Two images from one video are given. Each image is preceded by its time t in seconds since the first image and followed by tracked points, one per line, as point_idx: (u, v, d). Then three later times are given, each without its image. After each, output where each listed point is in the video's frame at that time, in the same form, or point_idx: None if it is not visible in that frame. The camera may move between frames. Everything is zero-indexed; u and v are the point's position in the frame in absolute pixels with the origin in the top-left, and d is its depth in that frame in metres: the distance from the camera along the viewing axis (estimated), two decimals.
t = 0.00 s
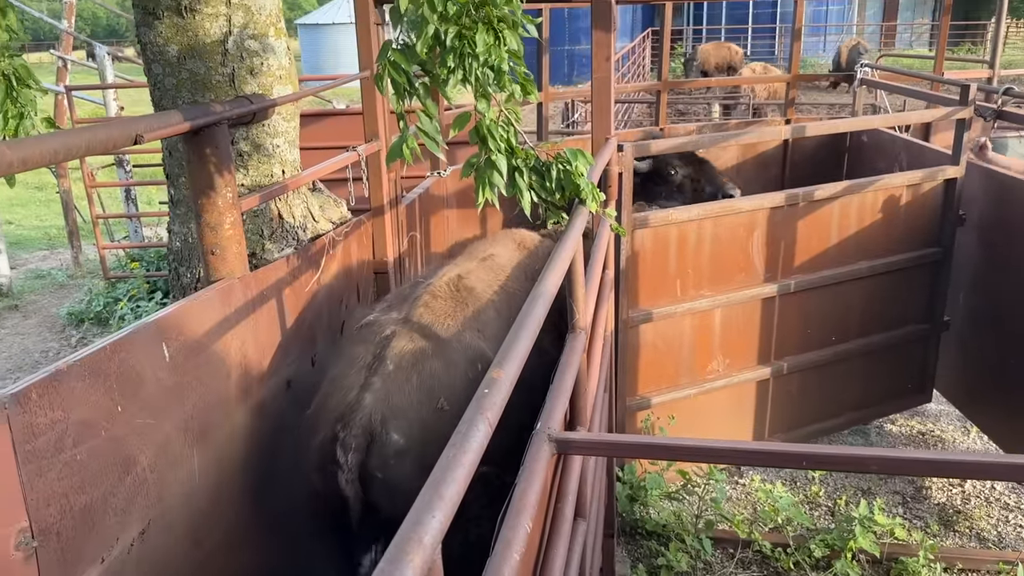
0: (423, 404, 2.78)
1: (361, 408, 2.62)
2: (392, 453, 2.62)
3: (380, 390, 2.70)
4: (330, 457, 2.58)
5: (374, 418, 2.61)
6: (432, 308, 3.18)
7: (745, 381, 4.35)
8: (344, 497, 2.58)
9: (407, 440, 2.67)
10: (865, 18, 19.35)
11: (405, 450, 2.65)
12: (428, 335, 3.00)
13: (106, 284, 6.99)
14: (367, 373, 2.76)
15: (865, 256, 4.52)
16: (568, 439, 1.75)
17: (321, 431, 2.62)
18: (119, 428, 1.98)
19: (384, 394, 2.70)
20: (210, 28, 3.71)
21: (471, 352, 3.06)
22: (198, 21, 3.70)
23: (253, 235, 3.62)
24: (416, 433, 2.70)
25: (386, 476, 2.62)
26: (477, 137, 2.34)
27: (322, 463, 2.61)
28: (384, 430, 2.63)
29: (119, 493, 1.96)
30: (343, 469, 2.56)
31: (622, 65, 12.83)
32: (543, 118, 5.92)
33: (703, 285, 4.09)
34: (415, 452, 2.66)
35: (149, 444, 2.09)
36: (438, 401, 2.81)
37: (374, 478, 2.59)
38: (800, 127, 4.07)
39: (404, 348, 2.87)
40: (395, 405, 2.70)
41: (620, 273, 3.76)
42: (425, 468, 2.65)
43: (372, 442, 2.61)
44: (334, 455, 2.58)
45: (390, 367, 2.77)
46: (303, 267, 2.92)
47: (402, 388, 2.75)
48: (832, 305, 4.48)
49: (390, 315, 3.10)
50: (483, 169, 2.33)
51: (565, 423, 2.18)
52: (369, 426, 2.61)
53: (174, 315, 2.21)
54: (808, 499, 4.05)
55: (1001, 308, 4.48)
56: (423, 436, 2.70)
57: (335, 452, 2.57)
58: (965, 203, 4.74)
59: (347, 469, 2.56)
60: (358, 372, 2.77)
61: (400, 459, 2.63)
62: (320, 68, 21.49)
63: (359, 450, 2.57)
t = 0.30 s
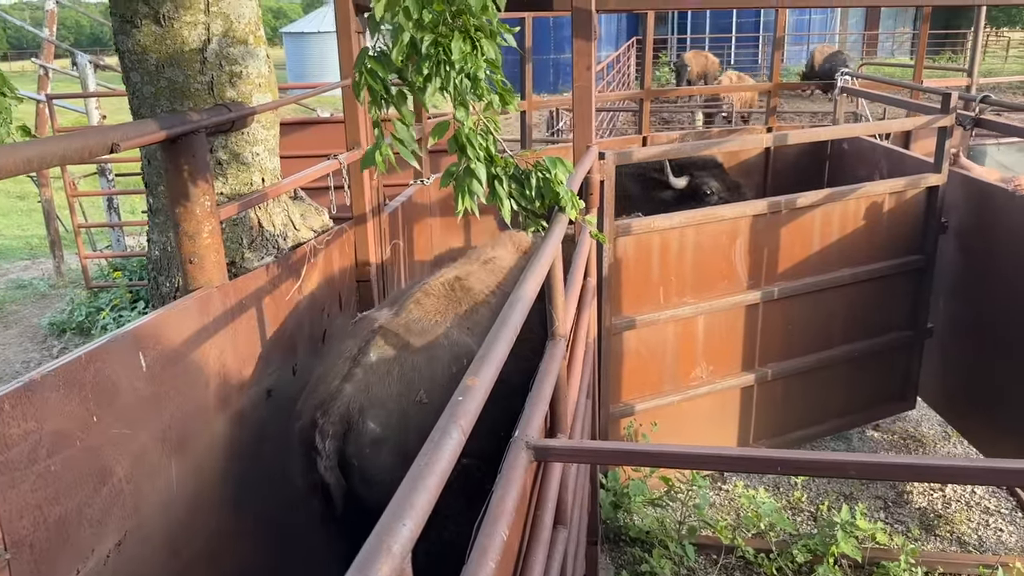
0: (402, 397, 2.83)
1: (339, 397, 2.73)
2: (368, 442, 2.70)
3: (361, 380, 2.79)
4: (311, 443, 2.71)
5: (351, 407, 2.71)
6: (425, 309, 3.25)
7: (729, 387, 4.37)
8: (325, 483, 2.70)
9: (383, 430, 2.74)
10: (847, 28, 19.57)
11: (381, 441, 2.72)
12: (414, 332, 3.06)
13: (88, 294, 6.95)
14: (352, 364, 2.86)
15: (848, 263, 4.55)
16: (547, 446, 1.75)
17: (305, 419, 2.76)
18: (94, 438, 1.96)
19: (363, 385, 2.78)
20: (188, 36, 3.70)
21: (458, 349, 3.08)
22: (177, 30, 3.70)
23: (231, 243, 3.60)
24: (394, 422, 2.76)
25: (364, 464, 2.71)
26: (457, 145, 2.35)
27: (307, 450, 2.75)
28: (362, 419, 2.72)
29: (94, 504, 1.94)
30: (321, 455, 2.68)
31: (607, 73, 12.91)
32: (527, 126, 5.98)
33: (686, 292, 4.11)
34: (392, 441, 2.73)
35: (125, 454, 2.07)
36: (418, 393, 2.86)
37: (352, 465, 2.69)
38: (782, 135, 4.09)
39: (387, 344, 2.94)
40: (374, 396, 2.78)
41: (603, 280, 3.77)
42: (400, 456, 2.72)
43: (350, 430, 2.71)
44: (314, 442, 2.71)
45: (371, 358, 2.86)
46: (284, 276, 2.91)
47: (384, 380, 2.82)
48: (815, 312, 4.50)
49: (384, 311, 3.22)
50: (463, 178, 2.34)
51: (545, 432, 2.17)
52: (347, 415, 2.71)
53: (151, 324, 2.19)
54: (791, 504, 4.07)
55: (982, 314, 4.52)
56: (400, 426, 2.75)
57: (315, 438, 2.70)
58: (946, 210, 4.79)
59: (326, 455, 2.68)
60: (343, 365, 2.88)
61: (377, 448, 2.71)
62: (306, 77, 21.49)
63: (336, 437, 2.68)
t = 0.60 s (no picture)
0: (399, 368, 2.86)
1: (340, 365, 2.76)
2: (369, 407, 2.73)
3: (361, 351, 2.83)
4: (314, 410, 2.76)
5: (353, 373, 2.74)
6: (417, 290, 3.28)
7: (709, 395, 4.38)
8: (324, 449, 2.72)
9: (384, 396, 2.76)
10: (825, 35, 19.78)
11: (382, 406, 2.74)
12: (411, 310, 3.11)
13: (64, 303, 6.88)
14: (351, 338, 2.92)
15: (826, 270, 4.57)
16: (517, 458, 1.73)
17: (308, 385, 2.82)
18: (61, 453, 1.93)
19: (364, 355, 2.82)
20: (159, 46, 3.68)
21: (450, 330, 3.12)
22: (148, 38, 3.67)
23: (204, 253, 3.60)
24: (393, 391, 2.78)
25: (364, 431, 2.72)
26: (428, 155, 2.35)
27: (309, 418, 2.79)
28: (362, 386, 2.75)
29: (61, 520, 1.91)
30: (323, 420, 2.71)
31: (587, 80, 12.96)
32: (506, 133, 5.98)
33: (665, 300, 4.12)
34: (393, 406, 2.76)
35: (93, 469, 2.04)
36: (414, 365, 2.88)
37: (351, 431, 2.71)
38: (759, 143, 4.11)
39: (386, 321, 2.98)
40: (375, 365, 2.81)
41: (581, 288, 3.78)
42: (400, 423, 2.73)
43: (350, 397, 2.73)
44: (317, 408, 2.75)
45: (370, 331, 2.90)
46: (258, 285, 2.89)
47: (381, 352, 2.86)
48: (793, 319, 4.52)
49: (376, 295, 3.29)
50: (435, 188, 2.33)
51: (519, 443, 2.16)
52: (349, 381, 2.74)
53: (120, 336, 2.16)
54: (770, 510, 4.09)
55: (957, 320, 4.57)
56: (400, 394, 2.77)
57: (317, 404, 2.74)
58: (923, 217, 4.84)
59: (327, 420, 2.71)
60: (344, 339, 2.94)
61: (376, 415, 2.73)
62: (286, 83, 21.41)
63: (338, 401, 2.71)
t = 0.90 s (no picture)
0: (400, 341, 3.02)
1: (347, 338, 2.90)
2: (377, 375, 2.89)
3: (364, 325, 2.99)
4: (322, 381, 2.83)
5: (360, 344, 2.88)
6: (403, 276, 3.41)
7: (693, 398, 4.39)
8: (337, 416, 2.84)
9: (389, 367, 2.91)
10: (809, 38, 19.97)
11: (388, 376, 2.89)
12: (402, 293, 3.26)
13: (45, 308, 6.82)
14: (350, 316, 3.07)
15: (809, 273, 4.60)
16: (497, 465, 1.73)
17: (314, 359, 2.91)
18: (38, 463, 1.90)
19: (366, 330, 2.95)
20: (137, 51, 3.66)
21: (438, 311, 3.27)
22: (125, 44, 3.65)
23: (183, 259, 3.53)
24: (396, 362, 2.94)
25: (373, 397, 2.88)
26: (409, 161, 2.33)
27: (316, 389, 2.86)
28: (368, 357, 2.89)
29: (38, 530, 1.88)
30: (335, 389, 2.82)
31: (572, 84, 13.00)
32: (490, 136, 5.99)
33: (649, 303, 4.13)
34: (398, 376, 2.92)
35: (71, 478, 2.01)
36: (412, 340, 3.04)
37: (364, 397, 2.86)
38: (742, 147, 4.13)
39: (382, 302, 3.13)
40: (377, 340, 2.94)
41: (565, 292, 3.79)
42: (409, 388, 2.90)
43: (359, 367, 2.87)
44: (326, 377, 2.83)
45: (370, 310, 3.05)
46: (238, 291, 2.86)
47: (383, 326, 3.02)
48: (777, 322, 4.55)
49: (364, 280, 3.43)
50: (416, 194, 2.33)
51: (501, 450, 2.15)
52: (356, 353, 2.88)
53: (99, 343, 2.13)
54: (754, 512, 4.11)
55: (939, 322, 4.61)
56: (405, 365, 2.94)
57: (328, 374, 2.83)
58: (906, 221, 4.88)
59: (339, 388, 2.82)
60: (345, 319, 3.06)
61: (384, 381, 2.89)
62: (271, 86, 21.43)
63: (350, 370, 2.84)
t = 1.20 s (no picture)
0: (420, 313, 3.55)
1: (374, 312, 3.40)
2: (403, 342, 3.38)
3: (386, 302, 3.49)
4: (357, 350, 3.33)
5: (387, 317, 3.40)
6: (414, 259, 3.86)
7: (682, 396, 4.41)
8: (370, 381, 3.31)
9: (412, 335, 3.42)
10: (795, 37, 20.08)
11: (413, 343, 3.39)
12: (415, 273, 3.73)
13: (32, 309, 6.78)
14: (373, 295, 3.57)
15: (797, 271, 4.63)
16: (487, 463, 1.74)
17: (345, 334, 3.40)
18: (26, 464, 1.89)
19: (391, 305, 3.46)
20: (124, 50, 3.64)
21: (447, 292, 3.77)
22: (112, 44, 3.63)
23: (172, 259, 3.53)
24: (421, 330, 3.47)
25: (400, 362, 3.35)
26: (398, 160, 2.35)
27: (350, 359, 3.35)
28: (396, 327, 3.40)
29: (26, 531, 1.88)
30: (367, 356, 3.30)
31: (560, 83, 13.02)
32: (479, 135, 6.01)
33: (638, 302, 4.15)
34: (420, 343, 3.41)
35: (59, 479, 2.01)
36: (431, 312, 3.60)
37: (391, 361, 3.34)
38: (729, 146, 4.15)
39: (399, 281, 3.61)
40: (401, 312, 3.46)
41: (554, 291, 3.81)
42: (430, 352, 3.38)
43: (387, 335, 3.37)
44: (360, 347, 3.33)
45: (390, 290, 3.55)
46: (226, 291, 2.85)
47: (403, 303, 3.53)
48: (765, 320, 4.57)
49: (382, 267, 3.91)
50: (404, 194, 2.34)
51: (490, 449, 2.16)
52: (384, 323, 3.38)
53: (87, 344, 2.12)
54: (742, 509, 4.14)
55: (925, 320, 4.65)
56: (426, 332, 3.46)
57: (360, 343, 3.32)
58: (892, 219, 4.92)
59: (371, 356, 3.30)
60: (368, 298, 3.55)
61: (410, 347, 3.39)
62: (258, 86, 21.36)
63: (378, 339, 3.32)
